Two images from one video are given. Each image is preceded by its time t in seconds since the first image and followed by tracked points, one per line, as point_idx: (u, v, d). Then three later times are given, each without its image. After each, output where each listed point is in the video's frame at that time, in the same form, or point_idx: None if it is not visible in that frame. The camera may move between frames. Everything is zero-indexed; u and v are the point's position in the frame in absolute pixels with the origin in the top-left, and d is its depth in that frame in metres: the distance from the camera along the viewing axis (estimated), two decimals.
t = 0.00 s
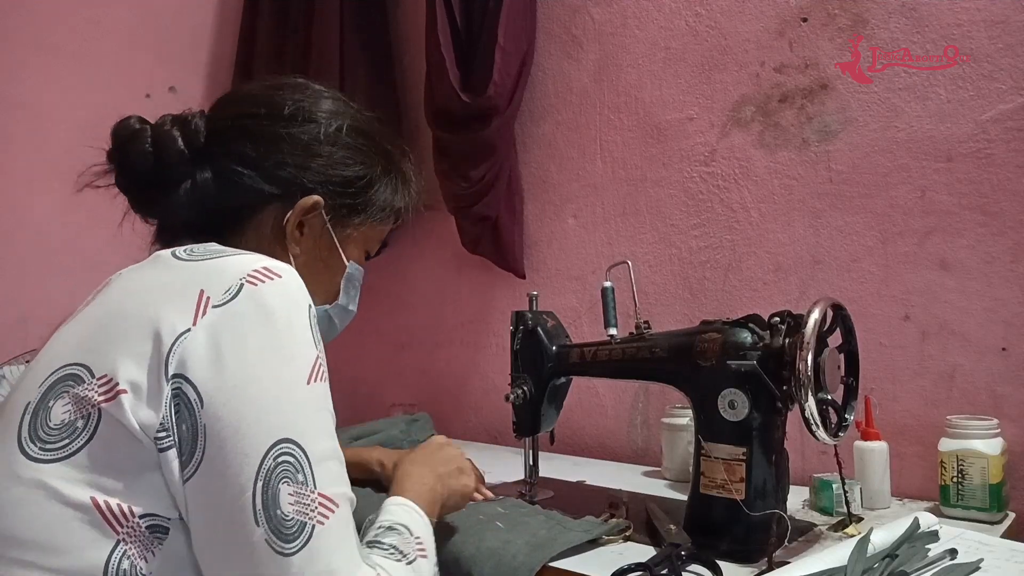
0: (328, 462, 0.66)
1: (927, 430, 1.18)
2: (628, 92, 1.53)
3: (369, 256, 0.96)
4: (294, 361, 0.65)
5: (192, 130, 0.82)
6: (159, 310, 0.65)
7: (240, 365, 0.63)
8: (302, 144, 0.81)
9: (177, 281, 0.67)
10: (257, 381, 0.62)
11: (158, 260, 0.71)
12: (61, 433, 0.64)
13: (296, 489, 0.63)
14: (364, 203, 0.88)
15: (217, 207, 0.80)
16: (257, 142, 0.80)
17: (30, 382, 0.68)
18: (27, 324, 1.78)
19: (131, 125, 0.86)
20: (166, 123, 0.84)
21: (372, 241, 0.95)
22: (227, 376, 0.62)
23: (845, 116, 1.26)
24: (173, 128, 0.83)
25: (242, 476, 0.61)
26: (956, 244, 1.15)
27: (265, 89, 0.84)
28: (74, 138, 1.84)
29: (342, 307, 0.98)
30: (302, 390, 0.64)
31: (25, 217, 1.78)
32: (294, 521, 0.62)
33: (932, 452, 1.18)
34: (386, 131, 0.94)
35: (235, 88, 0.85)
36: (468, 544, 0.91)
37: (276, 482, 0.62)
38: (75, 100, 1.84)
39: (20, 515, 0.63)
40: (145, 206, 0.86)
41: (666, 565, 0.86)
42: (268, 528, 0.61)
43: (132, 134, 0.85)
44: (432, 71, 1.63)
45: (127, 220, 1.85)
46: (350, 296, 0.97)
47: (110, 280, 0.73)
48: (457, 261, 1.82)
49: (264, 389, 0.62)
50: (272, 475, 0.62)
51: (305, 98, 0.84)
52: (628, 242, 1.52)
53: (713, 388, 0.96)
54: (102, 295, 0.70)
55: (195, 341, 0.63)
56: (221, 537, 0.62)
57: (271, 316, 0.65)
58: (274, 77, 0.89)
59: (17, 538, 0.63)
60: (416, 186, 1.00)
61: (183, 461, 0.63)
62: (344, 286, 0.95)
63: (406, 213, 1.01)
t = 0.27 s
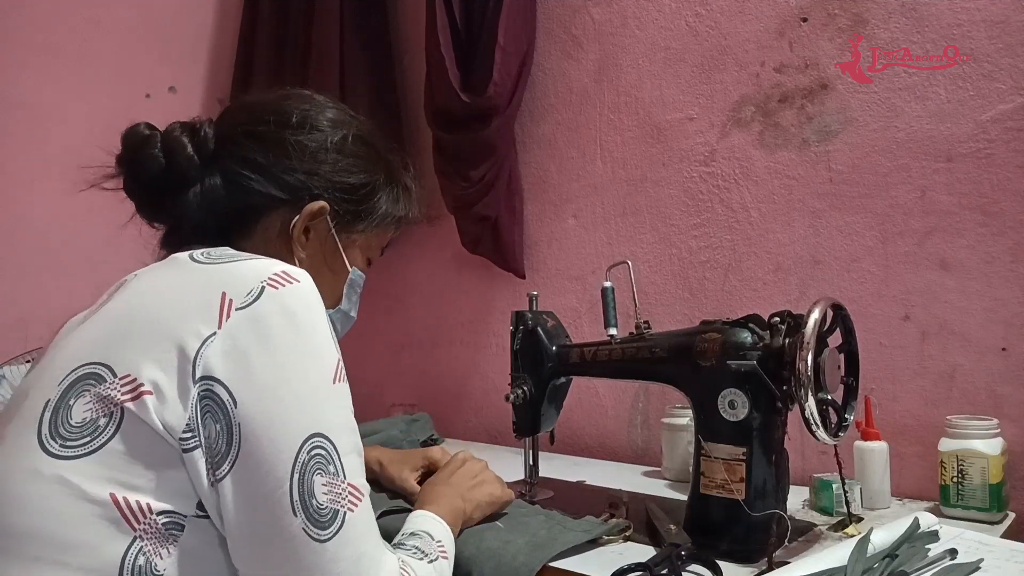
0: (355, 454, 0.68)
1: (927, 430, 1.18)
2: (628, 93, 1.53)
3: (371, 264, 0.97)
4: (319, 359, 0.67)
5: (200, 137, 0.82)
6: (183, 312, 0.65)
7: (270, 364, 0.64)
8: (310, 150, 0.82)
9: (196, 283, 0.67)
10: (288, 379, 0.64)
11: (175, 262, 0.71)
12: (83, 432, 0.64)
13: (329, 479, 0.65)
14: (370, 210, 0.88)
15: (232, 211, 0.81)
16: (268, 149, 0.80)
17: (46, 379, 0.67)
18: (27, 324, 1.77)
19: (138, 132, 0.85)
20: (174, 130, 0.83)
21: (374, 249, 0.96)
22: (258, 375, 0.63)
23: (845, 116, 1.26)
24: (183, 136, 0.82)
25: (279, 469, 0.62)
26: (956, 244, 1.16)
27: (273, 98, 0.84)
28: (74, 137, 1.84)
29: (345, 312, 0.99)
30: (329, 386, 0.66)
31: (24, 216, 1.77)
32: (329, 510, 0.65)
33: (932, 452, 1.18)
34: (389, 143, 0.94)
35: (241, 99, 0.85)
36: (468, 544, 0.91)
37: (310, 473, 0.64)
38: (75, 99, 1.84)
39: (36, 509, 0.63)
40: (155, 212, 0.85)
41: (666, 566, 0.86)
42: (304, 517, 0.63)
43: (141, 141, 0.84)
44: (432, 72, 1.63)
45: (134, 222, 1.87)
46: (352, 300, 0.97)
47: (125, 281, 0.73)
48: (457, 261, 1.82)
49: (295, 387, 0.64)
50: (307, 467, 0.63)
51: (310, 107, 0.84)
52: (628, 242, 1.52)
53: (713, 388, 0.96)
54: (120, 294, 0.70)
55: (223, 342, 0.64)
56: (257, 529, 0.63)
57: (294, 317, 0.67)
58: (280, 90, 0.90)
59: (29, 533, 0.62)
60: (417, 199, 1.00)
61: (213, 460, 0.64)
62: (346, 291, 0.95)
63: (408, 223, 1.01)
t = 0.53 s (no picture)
0: (356, 452, 0.68)
1: (927, 430, 1.18)
2: (628, 92, 1.53)
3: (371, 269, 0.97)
4: (323, 358, 0.67)
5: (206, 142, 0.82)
6: (188, 310, 0.65)
7: (274, 363, 0.64)
8: (314, 155, 0.82)
9: (201, 282, 0.67)
10: (292, 376, 0.64)
11: (182, 262, 0.71)
12: (90, 428, 0.64)
13: (331, 477, 0.65)
14: (370, 215, 0.89)
15: (238, 216, 0.80)
16: (273, 154, 0.80)
17: (54, 375, 0.67)
18: (27, 323, 1.77)
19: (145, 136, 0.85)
20: (181, 135, 0.83)
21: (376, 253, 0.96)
22: (262, 373, 0.63)
23: (845, 116, 1.26)
24: (190, 141, 0.82)
25: (281, 466, 0.63)
26: (956, 244, 1.16)
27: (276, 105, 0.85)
28: (74, 137, 1.84)
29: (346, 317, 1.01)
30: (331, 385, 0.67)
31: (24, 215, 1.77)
32: (330, 508, 0.64)
33: (932, 452, 1.18)
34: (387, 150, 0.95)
35: (246, 108, 0.86)
36: (468, 544, 0.91)
37: (312, 471, 0.64)
38: (75, 99, 1.84)
39: (43, 503, 0.62)
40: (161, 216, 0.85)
41: (666, 566, 0.86)
42: (306, 515, 0.63)
43: (149, 146, 0.83)
44: (432, 71, 1.63)
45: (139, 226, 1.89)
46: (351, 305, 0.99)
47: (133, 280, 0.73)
48: (457, 261, 1.82)
49: (298, 384, 0.64)
50: (309, 464, 0.63)
51: (314, 115, 0.85)
52: (628, 242, 1.52)
53: (713, 388, 0.96)
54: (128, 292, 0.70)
55: (228, 340, 0.64)
56: (258, 526, 0.63)
57: (299, 317, 0.67)
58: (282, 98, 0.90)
59: (38, 526, 0.62)
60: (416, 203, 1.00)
61: (218, 457, 0.64)
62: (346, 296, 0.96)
63: (407, 229, 1.02)
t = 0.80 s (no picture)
0: (332, 458, 0.66)
1: (927, 430, 1.18)
2: (628, 92, 1.53)
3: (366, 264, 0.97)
4: (301, 357, 0.65)
5: (195, 139, 0.82)
6: (175, 308, 0.65)
7: (249, 359, 0.63)
8: (304, 151, 0.82)
9: (187, 280, 0.67)
10: (267, 374, 0.63)
11: (170, 260, 0.71)
12: (76, 428, 0.64)
13: (300, 482, 0.63)
14: (362, 209, 0.88)
15: (231, 213, 0.80)
16: (263, 150, 0.80)
17: (43, 377, 0.68)
18: (27, 323, 1.77)
19: (135, 136, 0.85)
20: (169, 134, 0.83)
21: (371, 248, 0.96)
22: (238, 369, 0.63)
23: (845, 116, 1.26)
24: (178, 139, 0.82)
25: (248, 466, 0.61)
26: (957, 244, 1.15)
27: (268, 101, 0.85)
28: (74, 137, 1.84)
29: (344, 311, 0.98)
30: (308, 385, 0.64)
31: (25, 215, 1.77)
32: (295, 514, 0.62)
33: (932, 452, 1.18)
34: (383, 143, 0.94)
35: (237, 104, 0.85)
36: (467, 544, 0.91)
37: (280, 474, 0.62)
38: (75, 99, 1.84)
39: (33, 506, 0.62)
40: (153, 214, 0.85)
41: (666, 566, 0.86)
42: (268, 518, 0.61)
43: (138, 145, 0.84)
44: (432, 72, 1.63)
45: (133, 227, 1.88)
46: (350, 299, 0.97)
47: (122, 279, 0.73)
48: (457, 261, 1.82)
49: (272, 382, 0.62)
50: (276, 466, 0.61)
51: (304, 109, 0.84)
52: (628, 242, 1.52)
53: (712, 388, 0.96)
54: (117, 293, 0.70)
55: (208, 335, 0.64)
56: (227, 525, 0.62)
57: (282, 314, 0.66)
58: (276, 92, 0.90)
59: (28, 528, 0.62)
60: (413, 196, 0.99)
61: (198, 454, 0.63)
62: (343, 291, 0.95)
63: (404, 223, 1.01)
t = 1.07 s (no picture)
0: (300, 467, 0.64)
1: (927, 430, 1.18)
2: (628, 92, 1.53)
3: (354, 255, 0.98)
4: (272, 360, 0.64)
5: (174, 133, 0.82)
6: (146, 310, 0.65)
7: (219, 361, 0.62)
8: (285, 141, 0.81)
9: (161, 282, 0.67)
10: (236, 377, 0.62)
11: (145, 261, 0.71)
12: (45, 433, 0.64)
13: (262, 492, 0.61)
14: (347, 199, 0.88)
15: (211, 208, 0.80)
16: (241, 142, 0.80)
17: (18, 383, 0.68)
18: (27, 323, 1.77)
19: (114, 132, 0.85)
20: (148, 127, 0.83)
21: (357, 239, 0.96)
22: (206, 373, 0.62)
23: (845, 116, 1.26)
24: (156, 133, 0.82)
25: (210, 471, 0.60)
26: (957, 244, 1.15)
27: (250, 90, 0.84)
28: (74, 137, 1.84)
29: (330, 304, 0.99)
30: (277, 391, 0.64)
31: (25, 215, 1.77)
32: (255, 526, 0.61)
33: (932, 452, 1.18)
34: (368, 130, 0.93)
35: (216, 93, 0.85)
36: (467, 544, 0.91)
37: (242, 482, 0.60)
38: (75, 99, 1.84)
39: (6, 515, 0.63)
40: (134, 212, 0.86)
41: (666, 566, 0.86)
42: (226, 528, 0.60)
43: (116, 140, 0.84)
44: (433, 72, 1.63)
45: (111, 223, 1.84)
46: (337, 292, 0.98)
47: (98, 282, 0.73)
48: (457, 261, 1.82)
49: (239, 386, 0.62)
50: (239, 474, 0.60)
51: (286, 99, 0.84)
52: (628, 242, 1.52)
53: (713, 387, 0.96)
54: (91, 297, 0.70)
55: (178, 334, 0.63)
56: (186, 531, 0.61)
57: (256, 314, 0.66)
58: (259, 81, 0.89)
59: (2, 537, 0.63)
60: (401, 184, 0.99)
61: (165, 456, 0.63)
62: (329, 283, 0.95)
63: (393, 211, 1.01)
